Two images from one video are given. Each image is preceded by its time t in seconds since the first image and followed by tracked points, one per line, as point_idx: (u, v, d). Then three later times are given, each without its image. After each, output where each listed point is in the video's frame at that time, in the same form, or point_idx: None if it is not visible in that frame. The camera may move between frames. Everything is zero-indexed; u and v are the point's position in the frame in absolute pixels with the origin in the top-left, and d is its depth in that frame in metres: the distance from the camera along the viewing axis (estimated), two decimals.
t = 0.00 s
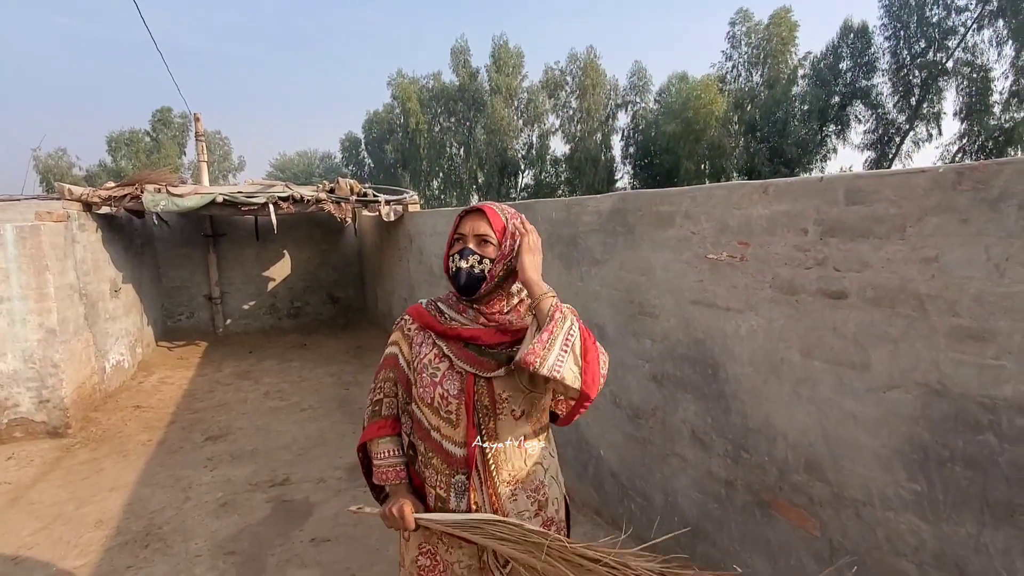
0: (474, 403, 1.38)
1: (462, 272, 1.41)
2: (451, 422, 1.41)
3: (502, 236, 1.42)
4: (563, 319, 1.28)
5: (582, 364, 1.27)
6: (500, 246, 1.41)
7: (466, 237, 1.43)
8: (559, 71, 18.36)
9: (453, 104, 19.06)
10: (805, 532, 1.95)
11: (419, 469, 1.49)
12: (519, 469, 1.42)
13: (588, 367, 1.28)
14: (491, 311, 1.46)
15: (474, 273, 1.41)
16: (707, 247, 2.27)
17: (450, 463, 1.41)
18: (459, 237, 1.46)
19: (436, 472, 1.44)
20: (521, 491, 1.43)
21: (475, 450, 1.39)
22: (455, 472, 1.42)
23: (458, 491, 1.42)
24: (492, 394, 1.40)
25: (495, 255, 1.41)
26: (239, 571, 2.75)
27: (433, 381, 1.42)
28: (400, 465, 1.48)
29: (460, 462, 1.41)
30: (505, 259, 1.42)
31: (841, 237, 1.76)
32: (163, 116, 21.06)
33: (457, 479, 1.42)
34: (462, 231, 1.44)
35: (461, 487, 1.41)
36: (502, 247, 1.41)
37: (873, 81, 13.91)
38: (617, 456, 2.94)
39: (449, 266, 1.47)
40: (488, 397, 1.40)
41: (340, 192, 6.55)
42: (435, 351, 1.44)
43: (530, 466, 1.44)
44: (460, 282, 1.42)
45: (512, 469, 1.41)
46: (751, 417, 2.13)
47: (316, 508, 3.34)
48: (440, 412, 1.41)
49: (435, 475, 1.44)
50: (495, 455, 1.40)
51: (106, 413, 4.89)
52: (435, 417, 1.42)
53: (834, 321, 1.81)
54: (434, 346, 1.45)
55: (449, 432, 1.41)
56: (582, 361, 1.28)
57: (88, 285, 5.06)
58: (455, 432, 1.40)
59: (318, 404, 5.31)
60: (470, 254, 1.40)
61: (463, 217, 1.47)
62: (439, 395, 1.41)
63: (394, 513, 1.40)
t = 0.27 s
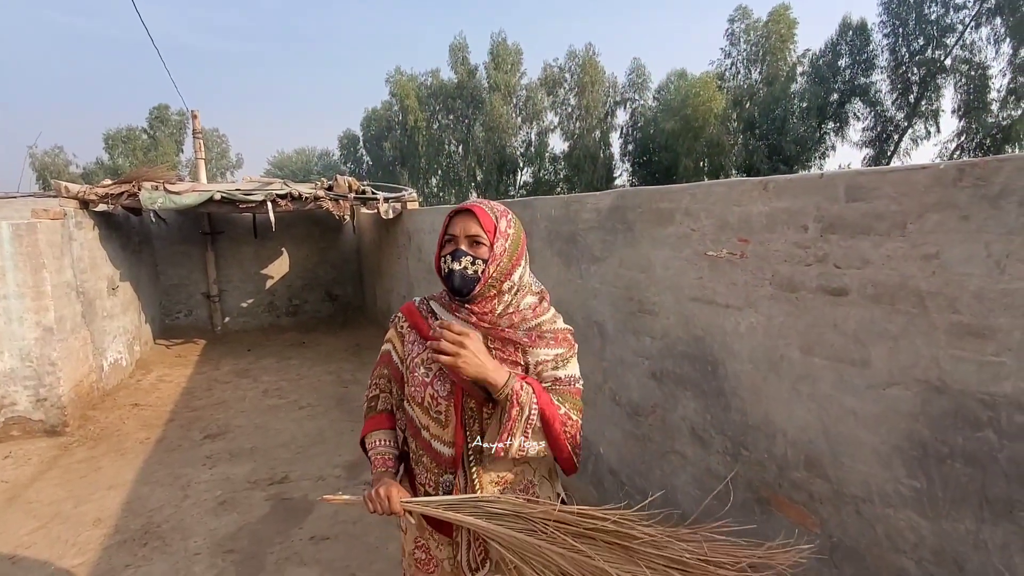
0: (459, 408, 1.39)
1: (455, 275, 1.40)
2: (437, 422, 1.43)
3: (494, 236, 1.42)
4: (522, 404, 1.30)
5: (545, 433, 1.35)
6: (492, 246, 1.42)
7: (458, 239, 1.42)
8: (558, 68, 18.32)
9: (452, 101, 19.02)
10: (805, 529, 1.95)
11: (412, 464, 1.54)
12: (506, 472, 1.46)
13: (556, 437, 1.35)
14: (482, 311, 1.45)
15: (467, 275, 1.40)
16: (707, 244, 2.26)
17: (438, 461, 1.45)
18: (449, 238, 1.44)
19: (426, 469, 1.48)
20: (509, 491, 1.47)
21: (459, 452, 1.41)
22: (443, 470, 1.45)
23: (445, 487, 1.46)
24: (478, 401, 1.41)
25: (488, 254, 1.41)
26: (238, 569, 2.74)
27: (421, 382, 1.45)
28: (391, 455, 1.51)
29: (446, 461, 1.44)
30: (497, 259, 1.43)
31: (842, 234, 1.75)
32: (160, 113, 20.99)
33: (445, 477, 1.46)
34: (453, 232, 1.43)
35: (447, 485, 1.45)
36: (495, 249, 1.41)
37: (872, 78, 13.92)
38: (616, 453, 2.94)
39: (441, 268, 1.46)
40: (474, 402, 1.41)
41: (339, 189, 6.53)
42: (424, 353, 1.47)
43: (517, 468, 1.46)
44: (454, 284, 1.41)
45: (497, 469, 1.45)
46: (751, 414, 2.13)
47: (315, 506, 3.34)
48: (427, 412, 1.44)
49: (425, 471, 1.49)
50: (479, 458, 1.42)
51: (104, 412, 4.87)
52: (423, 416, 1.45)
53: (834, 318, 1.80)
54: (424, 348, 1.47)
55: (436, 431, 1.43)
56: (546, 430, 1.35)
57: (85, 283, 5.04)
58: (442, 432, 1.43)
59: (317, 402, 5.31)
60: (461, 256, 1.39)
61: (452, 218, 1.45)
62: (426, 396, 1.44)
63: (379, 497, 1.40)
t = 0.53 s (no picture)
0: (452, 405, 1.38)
1: (464, 271, 1.39)
2: (432, 421, 1.42)
3: (499, 235, 1.43)
4: (487, 376, 1.31)
5: (515, 423, 1.33)
6: (498, 246, 1.43)
7: (464, 235, 1.42)
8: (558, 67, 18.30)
9: (452, 100, 19.00)
10: (808, 528, 1.95)
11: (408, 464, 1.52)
12: (502, 465, 1.44)
13: (522, 423, 1.32)
14: (476, 307, 1.44)
15: (475, 272, 1.40)
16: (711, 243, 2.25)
17: (434, 459, 1.43)
18: (454, 234, 1.43)
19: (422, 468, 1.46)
20: (505, 486, 1.45)
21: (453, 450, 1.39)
22: (439, 469, 1.44)
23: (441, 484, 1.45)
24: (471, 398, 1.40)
25: (494, 254, 1.43)
26: (241, 568, 2.74)
27: (415, 381, 1.43)
28: (389, 456, 1.48)
29: (442, 459, 1.42)
30: (501, 259, 1.44)
31: (846, 233, 1.75)
32: (160, 112, 20.99)
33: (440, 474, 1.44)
34: (459, 228, 1.42)
35: (444, 483, 1.44)
36: (501, 249, 1.42)
37: (873, 77, 13.93)
38: (619, 452, 2.94)
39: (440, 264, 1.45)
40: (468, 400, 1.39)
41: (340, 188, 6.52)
42: (416, 353, 1.45)
43: (515, 462, 1.45)
44: (460, 281, 1.40)
45: (494, 464, 1.42)
46: (754, 413, 2.13)
47: (317, 505, 3.34)
48: (422, 412, 1.42)
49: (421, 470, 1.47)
50: (475, 456, 1.40)
51: (105, 411, 4.87)
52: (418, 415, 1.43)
53: (838, 317, 1.80)
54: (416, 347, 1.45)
55: (431, 430, 1.42)
56: (513, 417, 1.33)
57: (86, 282, 5.04)
58: (437, 431, 1.41)
59: (318, 401, 5.31)
60: (471, 253, 1.39)
61: (456, 214, 1.44)
62: (421, 395, 1.42)
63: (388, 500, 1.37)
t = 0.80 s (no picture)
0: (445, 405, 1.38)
1: (457, 271, 1.39)
2: (424, 421, 1.41)
3: (491, 236, 1.44)
4: (483, 378, 1.32)
5: (509, 423, 1.33)
6: (489, 246, 1.44)
7: (456, 235, 1.42)
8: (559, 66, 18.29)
9: (452, 99, 18.99)
10: (809, 527, 1.95)
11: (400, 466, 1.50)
12: (493, 464, 1.44)
13: (518, 422, 1.32)
14: (468, 307, 1.44)
15: (468, 272, 1.40)
16: (712, 242, 2.25)
17: (426, 460, 1.43)
18: (445, 234, 1.43)
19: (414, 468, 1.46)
20: (497, 485, 1.45)
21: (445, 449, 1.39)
22: (431, 469, 1.43)
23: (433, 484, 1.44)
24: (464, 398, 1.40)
25: (485, 254, 1.43)
26: (241, 568, 2.74)
27: (407, 382, 1.43)
28: (387, 459, 1.48)
29: (434, 459, 1.42)
30: (493, 259, 1.45)
31: (849, 232, 1.74)
32: (160, 110, 20.97)
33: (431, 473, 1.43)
34: (450, 228, 1.43)
35: (435, 482, 1.43)
36: (492, 249, 1.43)
37: (874, 76, 13.91)
38: (619, 451, 2.93)
39: (431, 265, 1.44)
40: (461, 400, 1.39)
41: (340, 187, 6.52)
42: (409, 354, 1.44)
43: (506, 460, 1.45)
44: (455, 281, 1.40)
45: (486, 461, 1.42)
46: (755, 413, 2.13)
47: (317, 504, 3.34)
48: (415, 413, 1.42)
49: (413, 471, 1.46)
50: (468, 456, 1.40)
51: (105, 409, 4.87)
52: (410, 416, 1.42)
53: (839, 316, 1.80)
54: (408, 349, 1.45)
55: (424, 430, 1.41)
56: (509, 416, 1.32)
57: (86, 281, 5.03)
58: (430, 431, 1.41)
59: (318, 400, 5.30)
60: (464, 252, 1.40)
61: (447, 213, 1.44)
62: (413, 396, 1.42)
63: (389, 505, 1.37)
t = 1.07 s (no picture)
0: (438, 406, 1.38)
1: (448, 274, 1.41)
2: (415, 421, 1.41)
3: (481, 239, 1.45)
4: (511, 394, 1.33)
5: (529, 426, 1.39)
6: (480, 250, 1.44)
7: (446, 238, 1.42)
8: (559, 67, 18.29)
9: (453, 99, 18.99)
10: (808, 529, 1.95)
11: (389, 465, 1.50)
12: (482, 466, 1.46)
13: (538, 429, 1.39)
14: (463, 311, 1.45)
15: (459, 275, 1.42)
16: (711, 244, 2.25)
17: (415, 460, 1.43)
18: (435, 237, 1.44)
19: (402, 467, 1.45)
20: (484, 486, 1.47)
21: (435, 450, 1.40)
22: (420, 469, 1.43)
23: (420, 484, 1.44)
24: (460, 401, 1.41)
25: (477, 257, 1.44)
26: (240, 568, 2.74)
27: (398, 382, 1.42)
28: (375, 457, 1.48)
29: (424, 459, 1.42)
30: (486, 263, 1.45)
31: (847, 234, 1.75)
32: (161, 111, 20.99)
33: (419, 473, 1.43)
34: (441, 232, 1.43)
35: (424, 482, 1.43)
36: (484, 252, 1.44)
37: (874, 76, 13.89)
38: (618, 452, 2.94)
39: (422, 269, 1.45)
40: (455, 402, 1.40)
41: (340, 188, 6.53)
42: (401, 354, 1.44)
43: (495, 461, 1.48)
44: (447, 284, 1.41)
45: (474, 463, 1.44)
46: (754, 414, 2.13)
47: (317, 505, 3.34)
48: (405, 413, 1.41)
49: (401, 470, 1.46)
50: (459, 457, 1.42)
51: (105, 410, 4.88)
52: (400, 415, 1.42)
53: (838, 318, 1.80)
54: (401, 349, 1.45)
55: (414, 430, 1.41)
56: (530, 422, 1.39)
57: (86, 281, 5.04)
58: (420, 431, 1.41)
59: (318, 401, 5.31)
60: (453, 256, 1.40)
61: (437, 216, 1.45)
62: (404, 396, 1.41)
63: (372, 494, 1.33)
